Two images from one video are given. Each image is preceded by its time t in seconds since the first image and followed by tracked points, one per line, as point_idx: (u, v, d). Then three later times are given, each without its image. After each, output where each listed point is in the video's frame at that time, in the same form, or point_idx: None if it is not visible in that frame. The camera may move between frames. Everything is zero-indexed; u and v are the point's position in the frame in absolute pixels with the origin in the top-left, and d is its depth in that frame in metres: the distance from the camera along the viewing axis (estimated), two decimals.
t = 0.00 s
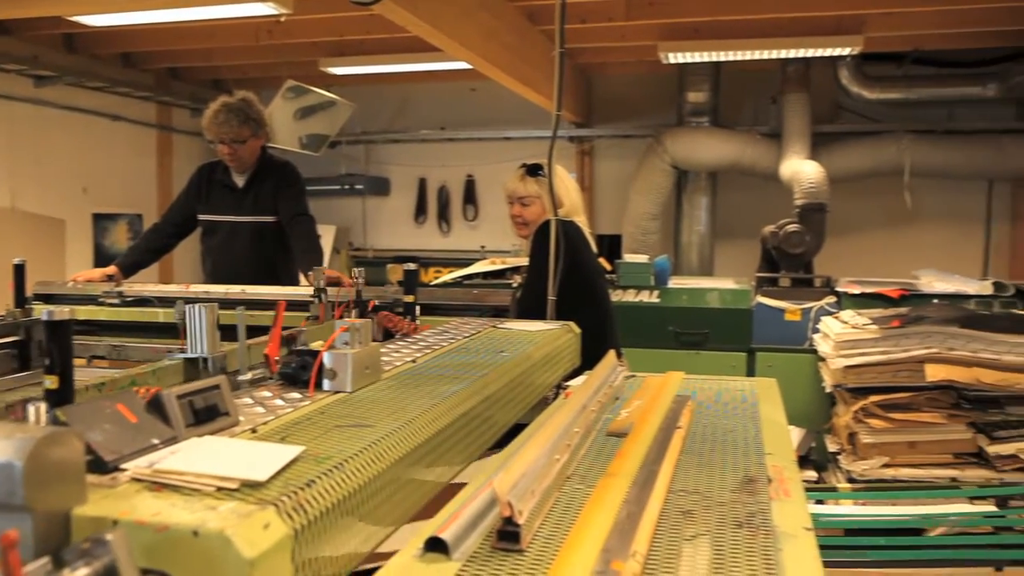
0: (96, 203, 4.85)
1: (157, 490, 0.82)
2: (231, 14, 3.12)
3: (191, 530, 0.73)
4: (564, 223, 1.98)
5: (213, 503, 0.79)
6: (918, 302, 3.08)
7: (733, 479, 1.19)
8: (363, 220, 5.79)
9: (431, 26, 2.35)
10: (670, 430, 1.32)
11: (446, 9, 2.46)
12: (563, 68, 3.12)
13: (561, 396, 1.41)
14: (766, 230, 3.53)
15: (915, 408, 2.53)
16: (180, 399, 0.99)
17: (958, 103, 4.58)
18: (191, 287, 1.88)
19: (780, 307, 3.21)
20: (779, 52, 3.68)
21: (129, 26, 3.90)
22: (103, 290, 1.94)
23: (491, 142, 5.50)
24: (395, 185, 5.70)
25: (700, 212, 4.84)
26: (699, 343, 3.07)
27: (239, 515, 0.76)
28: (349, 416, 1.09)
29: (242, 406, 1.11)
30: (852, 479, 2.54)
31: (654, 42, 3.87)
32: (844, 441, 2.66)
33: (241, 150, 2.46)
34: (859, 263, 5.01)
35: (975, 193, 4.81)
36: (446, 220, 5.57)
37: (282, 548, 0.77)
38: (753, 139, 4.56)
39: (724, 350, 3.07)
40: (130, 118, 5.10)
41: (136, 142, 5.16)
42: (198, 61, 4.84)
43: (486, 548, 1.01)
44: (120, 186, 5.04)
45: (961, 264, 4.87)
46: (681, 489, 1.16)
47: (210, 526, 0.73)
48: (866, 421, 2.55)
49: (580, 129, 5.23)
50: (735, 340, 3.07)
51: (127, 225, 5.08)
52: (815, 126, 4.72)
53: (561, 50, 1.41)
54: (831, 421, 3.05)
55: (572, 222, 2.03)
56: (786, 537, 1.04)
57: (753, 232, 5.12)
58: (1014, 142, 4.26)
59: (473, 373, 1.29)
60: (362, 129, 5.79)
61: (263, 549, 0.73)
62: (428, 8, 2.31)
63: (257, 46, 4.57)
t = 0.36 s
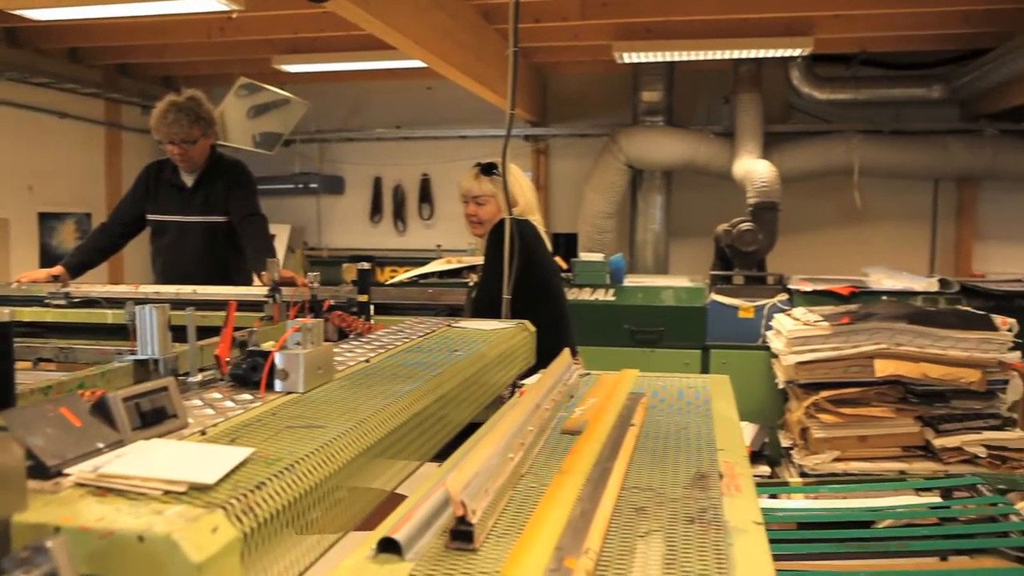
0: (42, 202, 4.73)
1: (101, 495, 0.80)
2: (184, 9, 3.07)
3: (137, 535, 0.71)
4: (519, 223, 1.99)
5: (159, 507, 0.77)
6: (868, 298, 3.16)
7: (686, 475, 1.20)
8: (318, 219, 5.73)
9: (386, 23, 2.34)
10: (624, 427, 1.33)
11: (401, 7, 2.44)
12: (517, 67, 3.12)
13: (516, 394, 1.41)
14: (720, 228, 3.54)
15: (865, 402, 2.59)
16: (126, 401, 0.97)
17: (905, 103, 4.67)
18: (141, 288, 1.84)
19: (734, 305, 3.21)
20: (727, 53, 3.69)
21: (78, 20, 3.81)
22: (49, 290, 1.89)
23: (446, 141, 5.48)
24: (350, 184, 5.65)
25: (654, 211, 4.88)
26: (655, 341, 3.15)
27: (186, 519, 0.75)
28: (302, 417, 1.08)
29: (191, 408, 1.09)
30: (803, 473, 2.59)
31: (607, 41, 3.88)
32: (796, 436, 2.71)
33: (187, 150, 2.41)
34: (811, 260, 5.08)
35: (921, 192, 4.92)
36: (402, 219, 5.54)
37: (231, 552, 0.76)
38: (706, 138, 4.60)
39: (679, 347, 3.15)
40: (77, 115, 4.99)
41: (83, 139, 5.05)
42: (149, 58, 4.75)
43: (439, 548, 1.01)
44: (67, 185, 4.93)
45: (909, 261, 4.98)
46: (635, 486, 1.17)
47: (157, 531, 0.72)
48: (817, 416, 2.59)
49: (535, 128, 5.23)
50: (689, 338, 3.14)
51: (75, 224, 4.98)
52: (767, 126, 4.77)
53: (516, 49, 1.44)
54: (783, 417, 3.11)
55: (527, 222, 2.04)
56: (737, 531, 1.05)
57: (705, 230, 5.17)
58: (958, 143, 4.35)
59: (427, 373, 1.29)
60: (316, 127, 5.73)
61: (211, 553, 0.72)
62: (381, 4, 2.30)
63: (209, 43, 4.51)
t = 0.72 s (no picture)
0: None
1: (50, 500, 0.78)
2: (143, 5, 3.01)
3: (87, 541, 0.70)
4: (481, 223, 1.99)
5: (110, 512, 0.76)
6: (825, 295, 3.24)
7: (645, 473, 1.21)
8: (278, 219, 5.68)
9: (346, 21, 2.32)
10: (584, 425, 1.34)
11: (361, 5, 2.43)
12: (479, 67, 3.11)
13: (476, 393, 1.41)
14: (681, 228, 3.62)
15: (823, 399, 2.63)
16: (77, 405, 0.95)
17: (861, 105, 4.74)
18: (96, 288, 1.77)
19: (694, 303, 3.28)
20: (684, 53, 3.68)
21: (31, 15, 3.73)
22: None
23: (408, 140, 5.46)
24: (311, 183, 5.61)
25: (616, 209, 4.89)
26: (616, 340, 3.15)
27: (138, 523, 0.74)
28: (258, 419, 1.07)
29: (146, 411, 1.08)
30: (763, 469, 2.64)
31: (569, 41, 3.87)
32: (756, 433, 2.75)
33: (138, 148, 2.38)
34: (770, 258, 5.14)
35: (878, 192, 5.00)
36: (363, 218, 5.51)
37: (185, 557, 0.75)
38: (668, 137, 4.61)
39: (642, 345, 3.16)
40: (29, 112, 4.88)
41: (36, 137, 4.94)
42: (106, 54, 4.66)
43: (398, 548, 1.00)
44: (19, 183, 4.83)
45: (866, 259, 5.06)
46: (594, 484, 1.18)
47: (108, 536, 0.71)
48: (777, 412, 2.64)
49: (497, 127, 5.22)
50: (651, 336, 3.15)
51: (28, 224, 4.88)
52: (727, 126, 4.80)
53: (476, 47, 1.49)
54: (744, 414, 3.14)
55: (490, 221, 2.04)
56: (695, 527, 1.06)
57: (666, 229, 5.21)
58: (913, 145, 4.39)
59: (387, 374, 1.29)
60: (276, 125, 5.66)
61: (164, 558, 0.71)
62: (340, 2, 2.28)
63: (166, 39, 4.44)
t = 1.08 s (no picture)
0: None
1: None
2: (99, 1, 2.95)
3: (36, 561, 0.69)
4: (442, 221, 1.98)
5: (61, 531, 0.74)
6: (784, 294, 3.32)
7: (604, 471, 1.22)
8: (238, 218, 5.61)
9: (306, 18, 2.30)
10: (544, 424, 1.35)
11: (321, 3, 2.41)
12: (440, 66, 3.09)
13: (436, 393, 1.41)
14: (642, 226, 3.66)
15: (782, 395, 2.66)
16: (25, 419, 0.92)
17: (817, 105, 4.80)
18: (48, 292, 1.76)
19: (655, 302, 3.33)
20: (640, 53, 3.67)
21: None
22: None
23: (369, 139, 5.43)
24: (270, 182, 5.55)
25: (577, 208, 4.89)
26: (578, 338, 3.19)
27: (90, 542, 0.72)
28: (214, 430, 1.06)
29: (100, 422, 1.06)
30: (724, 465, 2.66)
31: (530, 40, 3.86)
32: (716, 429, 2.77)
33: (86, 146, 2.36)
34: (730, 257, 5.20)
35: (834, 190, 5.07)
36: (324, 218, 5.47)
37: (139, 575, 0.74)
38: (631, 138, 4.61)
39: (602, 344, 3.19)
40: None
41: None
42: (60, 50, 4.56)
43: (357, 550, 0.99)
44: None
45: (824, 257, 5.13)
46: (554, 483, 1.18)
47: (58, 556, 0.69)
48: (737, 409, 2.66)
49: (459, 126, 5.19)
50: (612, 335, 3.18)
51: None
52: (688, 125, 4.84)
53: (437, 47, 1.50)
54: (704, 412, 3.19)
55: (450, 220, 2.03)
56: (654, 524, 1.07)
57: (627, 228, 5.24)
58: (869, 144, 4.45)
59: (345, 382, 1.29)
60: (235, 124, 5.59)
61: None
62: None
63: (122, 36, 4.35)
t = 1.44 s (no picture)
0: None
1: None
2: None
3: None
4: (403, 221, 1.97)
5: (10, 552, 0.73)
6: (745, 292, 3.42)
7: (566, 469, 1.22)
8: (198, 218, 5.54)
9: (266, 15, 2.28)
10: (505, 423, 1.35)
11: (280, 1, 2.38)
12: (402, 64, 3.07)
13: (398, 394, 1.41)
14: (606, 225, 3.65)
15: (743, 392, 2.67)
16: None
17: (776, 105, 4.85)
18: None
19: (618, 301, 3.32)
20: (601, 53, 3.65)
21: None
22: None
23: (331, 138, 5.39)
24: (231, 181, 5.48)
25: (540, 207, 4.88)
26: (541, 337, 3.22)
27: (40, 563, 0.71)
28: (171, 442, 1.04)
29: (53, 435, 1.04)
30: (686, 462, 2.68)
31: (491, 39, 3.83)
32: (679, 427, 2.79)
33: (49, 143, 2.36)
34: (692, 256, 5.25)
35: (794, 189, 5.13)
36: (286, 217, 5.43)
37: None
38: (594, 137, 4.61)
39: (564, 342, 3.23)
40: None
41: None
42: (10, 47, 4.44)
43: (317, 552, 0.98)
44: None
45: (785, 255, 5.19)
46: (515, 482, 1.18)
47: None
48: (699, 407, 2.67)
49: (422, 125, 5.15)
50: (574, 334, 3.22)
51: None
52: (650, 125, 4.87)
53: (398, 46, 1.49)
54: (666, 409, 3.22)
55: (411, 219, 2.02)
56: (614, 521, 1.07)
57: (590, 227, 5.25)
58: (828, 145, 4.50)
59: (305, 390, 1.28)
60: (194, 122, 5.51)
61: None
62: None
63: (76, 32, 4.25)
